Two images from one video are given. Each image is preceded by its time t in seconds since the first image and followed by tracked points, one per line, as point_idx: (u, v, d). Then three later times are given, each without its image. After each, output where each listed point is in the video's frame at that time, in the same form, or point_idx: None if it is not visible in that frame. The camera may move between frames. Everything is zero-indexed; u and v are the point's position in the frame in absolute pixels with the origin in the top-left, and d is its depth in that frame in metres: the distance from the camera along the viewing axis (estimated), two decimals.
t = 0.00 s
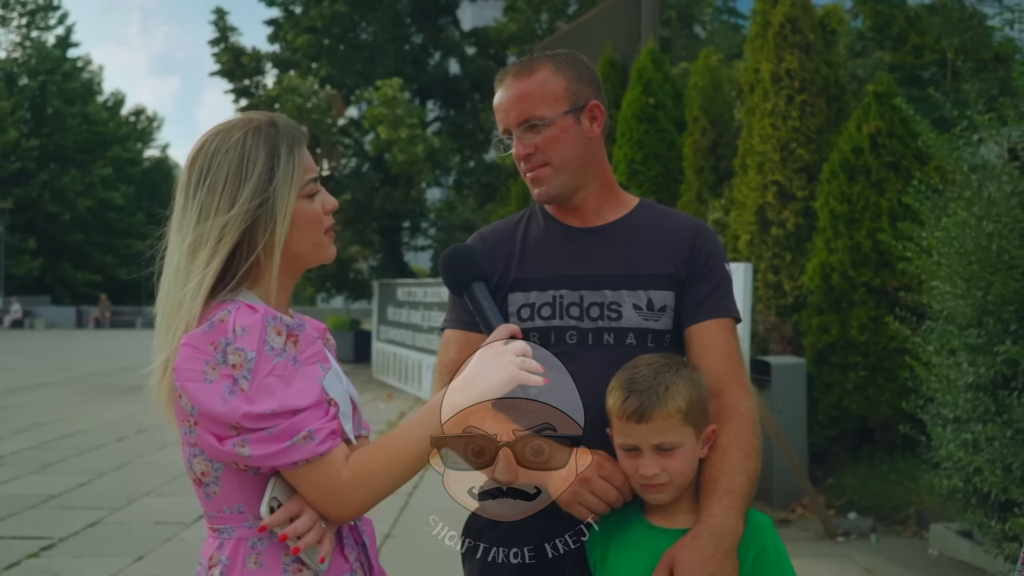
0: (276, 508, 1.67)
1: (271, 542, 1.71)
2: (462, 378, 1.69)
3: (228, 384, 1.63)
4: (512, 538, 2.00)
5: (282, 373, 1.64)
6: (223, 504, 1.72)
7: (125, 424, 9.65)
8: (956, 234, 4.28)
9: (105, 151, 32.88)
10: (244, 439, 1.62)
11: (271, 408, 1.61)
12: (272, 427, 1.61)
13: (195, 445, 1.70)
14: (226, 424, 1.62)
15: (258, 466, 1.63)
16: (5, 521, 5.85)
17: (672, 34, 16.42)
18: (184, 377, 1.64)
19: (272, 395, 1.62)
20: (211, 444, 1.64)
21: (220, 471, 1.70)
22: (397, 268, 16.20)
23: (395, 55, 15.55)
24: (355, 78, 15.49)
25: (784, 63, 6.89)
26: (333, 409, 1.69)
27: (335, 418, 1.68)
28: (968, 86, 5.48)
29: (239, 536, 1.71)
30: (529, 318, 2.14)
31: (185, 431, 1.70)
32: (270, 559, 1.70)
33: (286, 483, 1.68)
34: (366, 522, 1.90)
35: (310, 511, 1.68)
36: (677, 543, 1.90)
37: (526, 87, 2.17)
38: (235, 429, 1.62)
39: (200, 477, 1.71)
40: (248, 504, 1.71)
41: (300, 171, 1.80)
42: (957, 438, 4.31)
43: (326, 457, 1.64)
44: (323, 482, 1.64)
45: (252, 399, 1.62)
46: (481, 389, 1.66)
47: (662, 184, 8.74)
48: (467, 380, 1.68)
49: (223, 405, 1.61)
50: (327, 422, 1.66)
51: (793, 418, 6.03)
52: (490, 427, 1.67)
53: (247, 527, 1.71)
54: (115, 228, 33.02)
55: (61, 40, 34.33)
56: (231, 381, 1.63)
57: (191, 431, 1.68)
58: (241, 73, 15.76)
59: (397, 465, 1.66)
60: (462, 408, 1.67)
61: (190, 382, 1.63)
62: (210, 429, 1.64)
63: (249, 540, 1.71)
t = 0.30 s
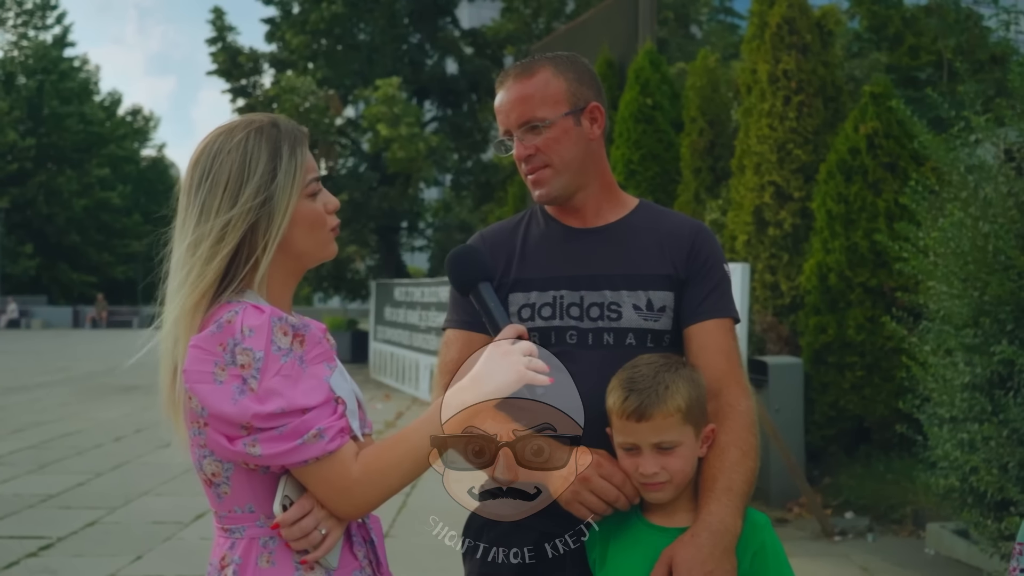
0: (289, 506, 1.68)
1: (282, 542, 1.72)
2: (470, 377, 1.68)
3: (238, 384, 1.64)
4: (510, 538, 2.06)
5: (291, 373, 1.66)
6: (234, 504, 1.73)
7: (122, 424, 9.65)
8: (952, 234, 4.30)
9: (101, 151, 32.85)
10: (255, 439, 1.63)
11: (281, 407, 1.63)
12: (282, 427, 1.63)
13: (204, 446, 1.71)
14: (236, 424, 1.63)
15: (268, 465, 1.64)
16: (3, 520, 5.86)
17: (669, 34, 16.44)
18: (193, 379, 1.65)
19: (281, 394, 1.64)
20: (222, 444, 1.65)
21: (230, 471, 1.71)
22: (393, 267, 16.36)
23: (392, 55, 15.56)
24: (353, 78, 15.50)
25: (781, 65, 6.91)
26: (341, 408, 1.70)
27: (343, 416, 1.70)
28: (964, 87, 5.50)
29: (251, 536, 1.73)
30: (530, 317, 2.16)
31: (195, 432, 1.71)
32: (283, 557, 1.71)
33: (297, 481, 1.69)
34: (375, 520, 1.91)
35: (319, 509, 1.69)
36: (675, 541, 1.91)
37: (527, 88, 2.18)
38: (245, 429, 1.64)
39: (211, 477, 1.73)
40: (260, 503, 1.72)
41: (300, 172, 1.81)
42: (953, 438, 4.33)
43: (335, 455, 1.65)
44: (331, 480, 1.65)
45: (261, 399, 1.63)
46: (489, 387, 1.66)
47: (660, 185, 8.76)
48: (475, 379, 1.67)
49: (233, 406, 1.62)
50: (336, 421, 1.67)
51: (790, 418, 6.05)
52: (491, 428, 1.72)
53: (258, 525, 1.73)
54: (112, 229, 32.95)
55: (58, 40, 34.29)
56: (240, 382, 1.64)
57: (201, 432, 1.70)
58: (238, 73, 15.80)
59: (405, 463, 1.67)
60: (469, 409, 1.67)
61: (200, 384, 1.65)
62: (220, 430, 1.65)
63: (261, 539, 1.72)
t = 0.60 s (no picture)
0: (293, 504, 1.69)
1: (285, 540, 1.73)
2: (470, 372, 1.72)
3: (247, 381, 1.65)
4: (509, 539, 2.04)
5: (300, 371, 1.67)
6: (239, 502, 1.74)
7: (119, 425, 9.64)
8: (948, 234, 4.31)
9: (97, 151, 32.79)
10: (262, 436, 1.64)
11: (290, 405, 1.64)
12: (291, 423, 1.64)
13: (209, 443, 1.72)
14: (244, 422, 1.64)
15: (274, 462, 1.65)
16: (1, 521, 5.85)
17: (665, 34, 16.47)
18: (203, 376, 1.67)
19: (289, 392, 1.65)
20: (228, 441, 1.66)
21: (235, 469, 1.72)
22: (389, 269, 16.10)
23: (389, 55, 15.57)
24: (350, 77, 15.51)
25: (777, 65, 6.93)
26: (346, 407, 1.72)
27: (348, 415, 1.71)
28: (960, 87, 5.51)
29: (254, 534, 1.74)
30: (530, 318, 2.17)
31: (201, 430, 1.72)
32: (285, 555, 1.72)
33: (301, 479, 1.71)
34: (374, 519, 1.92)
35: (324, 507, 1.70)
36: (676, 541, 1.92)
37: (528, 89, 2.19)
38: (253, 427, 1.65)
39: (215, 475, 1.74)
40: (263, 501, 1.73)
41: (311, 172, 1.82)
42: (949, 437, 4.35)
43: (340, 453, 1.67)
44: (337, 478, 1.67)
45: (269, 397, 1.64)
46: (487, 381, 1.70)
47: (656, 185, 8.78)
48: (474, 375, 1.72)
49: (242, 403, 1.64)
50: (342, 418, 1.69)
51: (787, 418, 6.07)
52: (490, 427, 1.72)
53: (262, 524, 1.74)
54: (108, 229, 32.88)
55: (54, 40, 34.23)
56: (249, 379, 1.66)
57: (207, 430, 1.71)
58: (234, 73, 15.82)
59: (408, 460, 1.69)
60: (469, 404, 1.70)
61: (209, 381, 1.66)
62: (228, 426, 1.66)
63: (264, 537, 1.73)
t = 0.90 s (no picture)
0: (294, 504, 1.70)
1: (285, 541, 1.74)
2: (474, 380, 1.71)
3: (251, 380, 1.66)
4: (509, 539, 2.02)
5: (302, 370, 1.67)
6: (240, 501, 1.75)
7: (114, 425, 9.64)
8: (943, 235, 4.33)
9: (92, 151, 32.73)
10: (265, 434, 1.65)
11: (291, 403, 1.65)
12: (292, 422, 1.65)
13: (211, 443, 1.74)
14: (247, 420, 1.66)
15: (276, 461, 1.66)
16: None
17: (661, 34, 16.49)
18: (207, 375, 1.68)
19: (291, 391, 1.66)
20: (231, 439, 1.68)
21: (236, 469, 1.73)
22: (386, 266, 16.33)
23: (385, 56, 15.58)
24: (346, 78, 15.51)
25: (773, 66, 6.94)
26: (347, 407, 1.73)
27: (350, 415, 1.72)
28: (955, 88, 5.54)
29: (255, 534, 1.75)
30: (528, 319, 2.18)
31: (203, 429, 1.74)
32: (286, 555, 1.73)
33: (303, 479, 1.72)
34: (373, 520, 1.93)
35: (324, 507, 1.71)
36: (675, 542, 1.94)
37: (528, 91, 2.21)
38: (256, 425, 1.66)
39: (216, 475, 1.75)
40: (264, 501, 1.74)
41: (313, 174, 1.84)
42: (943, 437, 4.37)
43: (342, 452, 1.68)
44: (339, 478, 1.68)
45: (272, 396, 1.65)
46: (491, 389, 1.69)
47: (652, 185, 8.81)
48: (479, 383, 1.70)
49: (245, 403, 1.65)
50: (344, 418, 1.70)
51: (782, 417, 6.09)
52: (491, 428, 1.75)
53: (262, 524, 1.75)
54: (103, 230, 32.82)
55: (49, 40, 34.14)
56: (253, 377, 1.67)
57: (209, 429, 1.72)
58: (230, 73, 15.87)
59: (410, 460, 1.70)
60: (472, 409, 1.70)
61: (213, 379, 1.67)
62: (231, 425, 1.68)
63: (265, 537, 1.74)
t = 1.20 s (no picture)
0: (295, 503, 1.71)
1: (287, 539, 1.74)
2: (466, 367, 1.76)
3: (251, 381, 1.67)
4: (509, 537, 2.00)
5: (302, 368, 1.67)
6: (240, 501, 1.75)
7: (110, 425, 9.63)
8: (937, 234, 4.34)
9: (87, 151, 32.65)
10: (265, 434, 1.66)
11: (291, 403, 1.65)
12: (293, 421, 1.66)
13: (211, 443, 1.74)
14: (248, 421, 1.66)
15: (277, 460, 1.67)
16: None
17: (656, 34, 16.49)
18: (206, 376, 1.68)
19: (291, 391, 1.66)
20: (232, 439, 1.68)
21: (237, 469, 1.73)
22: (382, 266, 16.35)
23: (381, 55, 15.58)
24: (342, 77, 15.51)
25: (768, 65, 6.96)
26: (347, 405, 1.74)
27: (349, 413, 1.73)
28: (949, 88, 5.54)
29: (256, 533, 1.75)
30: (523, 317, 2.18)
31: (202, 430, 1.74)
32: (287, 554, 1.73)
33: (303, 478, 1.72)
34: (372, 518, 1.93)
35: (325, 506, 1.72)
36: (669, 541, 1.94)
37: (527, 88, 2.21)
38: (256, 425, 1.66)
39: (217, 475, 1.75)
40: (265, 500, 1.75)
41: (305, 174, 1.84)
42: (937, 436, 4.38)
43: (342, 450, 1.69)
44: (340, 475, 1.69)
45: (273, 395, 1.66)
46: (483, 373, 1.74)
47: (647, 184, 8.81)
48: (470, 369, 1.75)
49: (246, 404, 1.65)
50: (343, 416, 1.71)
51: (777, 416, 6.09)
52: (490, 426, 1.74)
53: (264, 523, 1.75)
54: (98, 230, 32.76)
55: (43, 39, 34.03)
56: (253, 378, 1.67)
57: (209, 429, 1.73)
58: (226, 72, 15.90)
59: (409, 454, 1.71)
60: (467, 402, 1.73)
61: (212, 380, 1.68)
62: (231, 426, 1.68)
63: (266, 536, 1.74)
